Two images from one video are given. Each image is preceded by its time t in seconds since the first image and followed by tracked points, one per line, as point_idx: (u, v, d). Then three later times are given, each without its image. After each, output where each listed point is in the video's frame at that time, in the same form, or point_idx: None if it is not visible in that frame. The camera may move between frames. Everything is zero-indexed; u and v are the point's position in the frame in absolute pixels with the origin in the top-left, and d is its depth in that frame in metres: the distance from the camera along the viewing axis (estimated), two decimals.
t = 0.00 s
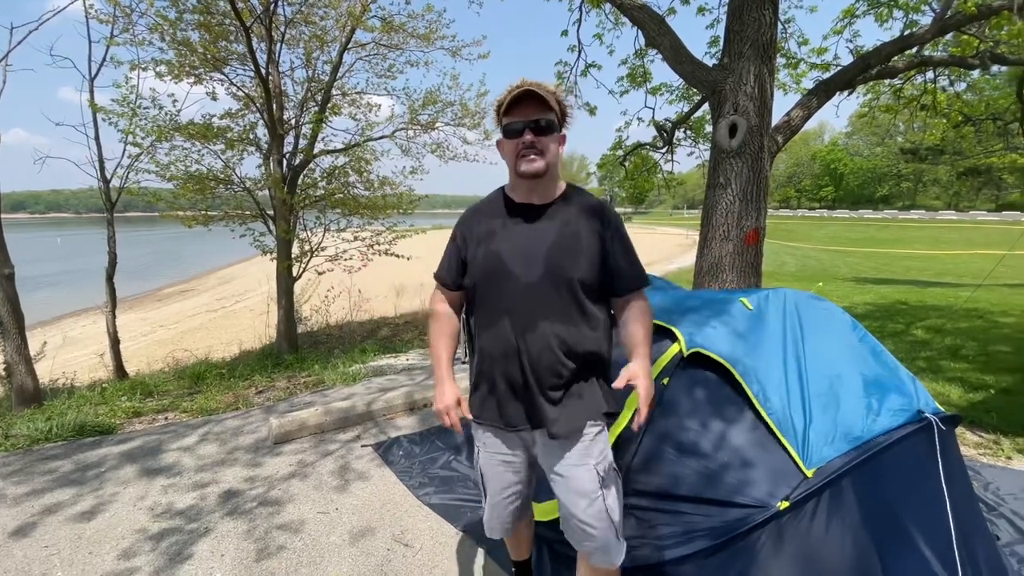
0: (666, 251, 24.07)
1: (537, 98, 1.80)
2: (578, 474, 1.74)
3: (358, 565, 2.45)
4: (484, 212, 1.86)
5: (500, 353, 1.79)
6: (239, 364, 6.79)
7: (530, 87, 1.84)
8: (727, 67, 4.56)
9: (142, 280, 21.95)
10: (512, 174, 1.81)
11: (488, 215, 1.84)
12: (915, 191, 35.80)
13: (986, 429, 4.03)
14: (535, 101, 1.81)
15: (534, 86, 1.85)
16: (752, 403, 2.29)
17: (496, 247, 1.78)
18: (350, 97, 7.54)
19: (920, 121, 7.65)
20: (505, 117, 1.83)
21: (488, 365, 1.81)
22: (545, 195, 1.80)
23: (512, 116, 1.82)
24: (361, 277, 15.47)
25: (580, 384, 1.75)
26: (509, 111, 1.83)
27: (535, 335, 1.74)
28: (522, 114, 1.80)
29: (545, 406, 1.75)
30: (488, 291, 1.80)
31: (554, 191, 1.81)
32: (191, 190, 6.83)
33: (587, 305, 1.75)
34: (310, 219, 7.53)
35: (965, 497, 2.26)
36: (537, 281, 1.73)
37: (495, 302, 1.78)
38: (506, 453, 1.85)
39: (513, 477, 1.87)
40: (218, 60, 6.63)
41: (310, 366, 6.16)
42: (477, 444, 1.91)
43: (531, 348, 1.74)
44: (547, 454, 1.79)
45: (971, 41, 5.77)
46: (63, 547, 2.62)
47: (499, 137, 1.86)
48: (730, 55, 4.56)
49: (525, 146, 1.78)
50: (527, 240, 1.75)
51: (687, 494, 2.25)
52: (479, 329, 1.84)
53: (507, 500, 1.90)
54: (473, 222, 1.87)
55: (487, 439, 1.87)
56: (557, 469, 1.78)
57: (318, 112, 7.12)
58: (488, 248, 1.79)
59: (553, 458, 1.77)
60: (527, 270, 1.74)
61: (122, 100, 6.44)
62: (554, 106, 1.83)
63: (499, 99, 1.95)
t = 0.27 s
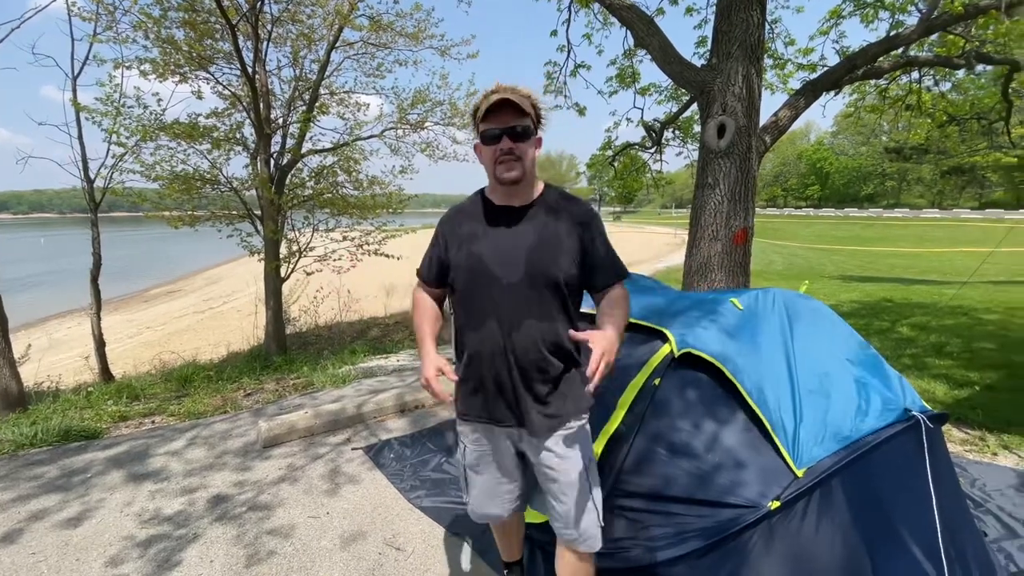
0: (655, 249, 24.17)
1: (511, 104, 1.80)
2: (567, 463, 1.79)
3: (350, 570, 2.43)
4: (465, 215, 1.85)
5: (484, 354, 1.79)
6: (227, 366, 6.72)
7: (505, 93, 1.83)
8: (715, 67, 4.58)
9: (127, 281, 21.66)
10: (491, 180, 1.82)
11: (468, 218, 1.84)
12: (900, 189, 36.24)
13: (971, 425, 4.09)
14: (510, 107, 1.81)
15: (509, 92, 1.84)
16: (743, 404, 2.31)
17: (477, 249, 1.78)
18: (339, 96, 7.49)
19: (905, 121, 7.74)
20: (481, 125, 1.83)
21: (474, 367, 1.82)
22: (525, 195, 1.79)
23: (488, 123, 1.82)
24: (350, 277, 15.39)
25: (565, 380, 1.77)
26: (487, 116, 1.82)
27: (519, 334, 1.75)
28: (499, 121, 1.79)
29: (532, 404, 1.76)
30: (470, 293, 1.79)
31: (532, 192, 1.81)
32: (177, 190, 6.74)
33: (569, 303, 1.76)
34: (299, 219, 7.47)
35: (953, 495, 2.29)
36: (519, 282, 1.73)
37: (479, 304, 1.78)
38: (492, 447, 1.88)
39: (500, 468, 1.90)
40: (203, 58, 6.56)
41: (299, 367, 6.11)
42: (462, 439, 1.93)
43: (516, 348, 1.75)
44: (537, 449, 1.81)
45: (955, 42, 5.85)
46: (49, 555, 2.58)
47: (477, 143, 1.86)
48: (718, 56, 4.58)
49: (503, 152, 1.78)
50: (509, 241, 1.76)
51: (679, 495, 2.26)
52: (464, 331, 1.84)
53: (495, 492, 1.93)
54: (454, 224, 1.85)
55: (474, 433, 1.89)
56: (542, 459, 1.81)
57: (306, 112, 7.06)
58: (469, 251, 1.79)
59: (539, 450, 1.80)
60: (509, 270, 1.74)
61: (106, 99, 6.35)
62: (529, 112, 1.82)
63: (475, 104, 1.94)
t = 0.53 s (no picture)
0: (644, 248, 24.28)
1: (504, 105, 1.81)
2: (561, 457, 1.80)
3: (344, 569, 2.43)
4: (460, 207, 1.86)
5: (476, 346, 1.79)
6: (216, 367, 6.66)
7: (498, 94, 1.85)
8: (704, 67, 4.62)
9: (111, 282, 21.37)
10: (483, 177, 1.81)
11: (463, 210, 1.85)
12: (884, 188, 36.74)
13: (955, 417, 4.17)
14: (504, 108, 1.82)
15: (503, 94, 1.86)
16: (734, 399, 2.33)
17: (473, 242, 1.79)
18: (327, 94, 7.45)
19: (889, 120, 7.85)
20: (474, 123, 1.83)
21: (466, 358, 1.81)
22: (517, 191, 1.81)
23: (481, 122, 1.82)
24: (339, 277, 15.30)
25: (558, 372, 1.78)
26: (480, 115, 1.83)
27: (513, 326, 1.75)
28: (492, 120, 1.80)
29: (525, 396, 1.77)
30: (464, 285, 1.80)
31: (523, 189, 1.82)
32: (163, 189, 6.67)
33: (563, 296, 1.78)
34: (287, 218, 7.42)
35: (938, 487, 2.34)
36: (513, 275, 1.74)
37: (472, 296, 1.79)
38: (482, 442, 1.88)
39: (489, 463, 1.90)
40: (189, 55, 6.49)
41: (289, 368, 6.08)
42: (452, 434, 1.92)
43: (509, 340, 1.76)
44: (529, 442, 1.82)
45: (937, 42, 5.94)
46: (37, 560, 2.55)
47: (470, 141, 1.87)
48: (706, 55, 4.62)
49: (496, 151, 1.79)
50: (503, 234, 1.77)
51: (672, 489, 2.27)
52: (456, 323, 1.83)
53: (483, 487, 1.92)
54: (448, 217, 1.86)
55: (466, 430, 1.89)
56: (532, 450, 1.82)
57: (294, 110, 7.01)
58: (465, 244, 1.80)
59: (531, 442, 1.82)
60: (503, 263, 1.75)
61: (89, 97, 6.26)
62: (522, 113, 1.84)
63: (468, 105, 1.95)
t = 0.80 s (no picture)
0: (633, 246, 24.39)
1: (503, 100, 1.81)
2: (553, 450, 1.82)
3: (341, 568, 2.42)
4: (456, 206, 1.85)
5: (476, 342, 1.79)
6: (204, 368, 6.60)
7: (498, 89, 1.85)
8: (693, 65, 4.66)
9: (94, 283, 21.07)
10: (480, 173, 1.82)
11: (460, 209, 1.84)
12: (867, 186, 37.23)
13: (939, 410, 4.25)
14: (503, 103, 1.82)
15: (503, 88, 1.86)
16: (726, 393, 2.36)
17: (471, 240, 1.78)
18: (315, 92, 7.40)
19: (873, 119, 7.96)
20: (473, 118, 1.83)
21: (464, 355, 1.81)
22: (514, 189, 1.82)
23: (480, 117, 1.82)
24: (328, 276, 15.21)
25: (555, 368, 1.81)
26: (479, 111, 1.83)
27: (512, 323, 1.76)
28: (490, 116, 1.80)
29: (525, 392, 1.78)
30: (462, 283, 1.80)
31: (520, 187, 1.83)
32: (148, 188, 6.58)
33: (562, 293, 1.80)
34: (276, 217, 7.36)
35: (923, 477, 2.39)
36: (513, 272, 1.75)
37: (471, 293, 1.79)
38: (477, 439, 1.88)
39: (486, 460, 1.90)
40: (174, 52, 6.41)
41: (279, 367, 6.04)
42: (449, 432, 1.93)
43: (510, 336, 1.77)
44: (524, 437, 1.83)
45: (920, 42, 6.03)
46: (27, 564, 2.52)
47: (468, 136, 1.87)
48: (695, 54, 4.65)
49: (494, 148, 1.80)
50: (502, 231, 1.77)
51: (666, 483, 2.29)
52: (454, 320, 1.83)
53: (480, 484, 1.93)
54: (444, 215, 1.85)
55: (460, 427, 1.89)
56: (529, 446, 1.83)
57: (282, 108, 6.97)
58: (463, 242, 1.79)
59: (526, 438, 1.83)
60: (502, 260, 1.76)
61: (72, 95, 6.17)
62: (520, 109, 1.84)
63: (466, 98, 1.95)
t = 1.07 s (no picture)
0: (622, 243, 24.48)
1: (499, 100, 1.82)
2: (549, 445, 1.83)
3: (336, 565, 2.42)
4: (448, 204, 1.85)
5: (467, 339, 1.81)
6: (193, 368, 6.54)
7: (494, 89, 1.86)
8: (682, 63, 4.69)
9: (78, 282, 20.76)
10: (473, 170, 1.83)
11: (452, 207, 1.84)
12: (853, 183, 37.66)
13: (923, 402, 4.33)
14: (499, 101, 1.82)
15: (499, 88, 1.86)
16: (717, 386, 2.39)
17: (462, 238, 1.78)
18: (303, 88, 7.34)
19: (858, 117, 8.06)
20: (468, 115, 1.84)
21: (457, 352, 1.83)
22: (506, 186, 1.82)
23: (475, 115, 1.83)
24: (317, 275, 15.12)
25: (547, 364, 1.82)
26: (474, 109, 1.83)
27: (504, 320, 1.77)
28: (485, 115, 1.81)
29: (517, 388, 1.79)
30: (454, 281, 1.80)
31: (512, 186, 1.84)
32: (133, 185, 6.50)
33: (553, 289, 1.82)
34: (264, 215, 7.30)
35: (909, 467, 2.44)
36: (504, 270, 1.76)
37: (463, 291, 1.80)
38: (471, 432, 1.89)
39: (480, 452, 1.91)
40: (159, 48, 6.33)
41: (269, 366, 6.00)
42: (442, 426, 1.93)
43: (501, 333, 1.78)
44: (517, 431, 1.84)
45: (904, 41, 6.12)
46: (17, 566, 2.49)
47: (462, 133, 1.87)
48: (684, 52, 4.69)
49: (489, 146, 1.80)
50: (493, 229, 1.78)
51: (658, 475, 2.32)
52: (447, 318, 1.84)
53: (474, 476, 1.94)
54: (436, 214, 1.85)
55: (454, 419, 1.89)
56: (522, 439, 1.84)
57: (270, 105, 6.91)
58: (454, 240, 1.79)
59: (520, 432, 1.84)
60: (493, 258, 1.76)
61: (55, 91, 6.07)
62: (515, 110, 1.85)
63: (462, 96, 1.95)
